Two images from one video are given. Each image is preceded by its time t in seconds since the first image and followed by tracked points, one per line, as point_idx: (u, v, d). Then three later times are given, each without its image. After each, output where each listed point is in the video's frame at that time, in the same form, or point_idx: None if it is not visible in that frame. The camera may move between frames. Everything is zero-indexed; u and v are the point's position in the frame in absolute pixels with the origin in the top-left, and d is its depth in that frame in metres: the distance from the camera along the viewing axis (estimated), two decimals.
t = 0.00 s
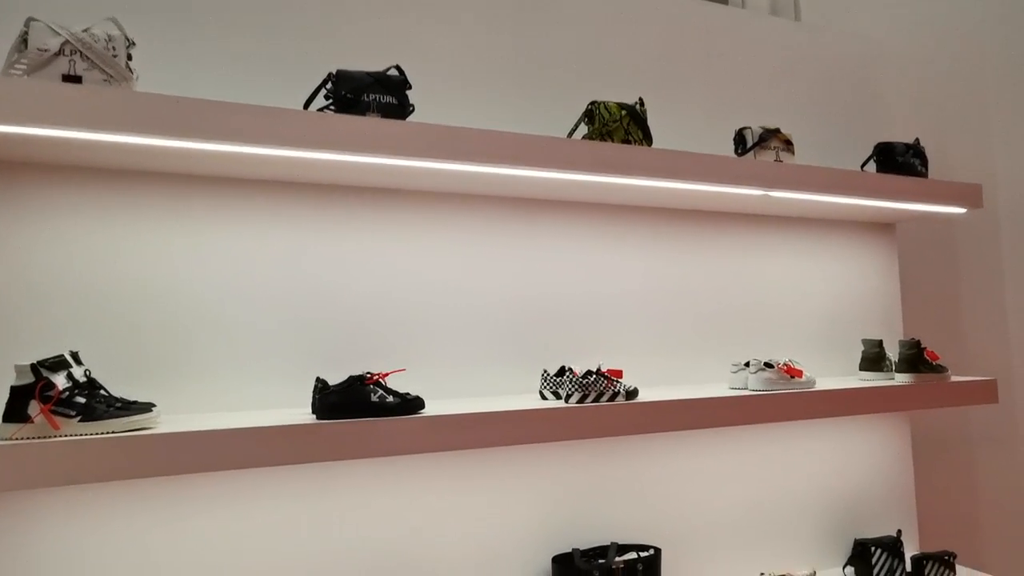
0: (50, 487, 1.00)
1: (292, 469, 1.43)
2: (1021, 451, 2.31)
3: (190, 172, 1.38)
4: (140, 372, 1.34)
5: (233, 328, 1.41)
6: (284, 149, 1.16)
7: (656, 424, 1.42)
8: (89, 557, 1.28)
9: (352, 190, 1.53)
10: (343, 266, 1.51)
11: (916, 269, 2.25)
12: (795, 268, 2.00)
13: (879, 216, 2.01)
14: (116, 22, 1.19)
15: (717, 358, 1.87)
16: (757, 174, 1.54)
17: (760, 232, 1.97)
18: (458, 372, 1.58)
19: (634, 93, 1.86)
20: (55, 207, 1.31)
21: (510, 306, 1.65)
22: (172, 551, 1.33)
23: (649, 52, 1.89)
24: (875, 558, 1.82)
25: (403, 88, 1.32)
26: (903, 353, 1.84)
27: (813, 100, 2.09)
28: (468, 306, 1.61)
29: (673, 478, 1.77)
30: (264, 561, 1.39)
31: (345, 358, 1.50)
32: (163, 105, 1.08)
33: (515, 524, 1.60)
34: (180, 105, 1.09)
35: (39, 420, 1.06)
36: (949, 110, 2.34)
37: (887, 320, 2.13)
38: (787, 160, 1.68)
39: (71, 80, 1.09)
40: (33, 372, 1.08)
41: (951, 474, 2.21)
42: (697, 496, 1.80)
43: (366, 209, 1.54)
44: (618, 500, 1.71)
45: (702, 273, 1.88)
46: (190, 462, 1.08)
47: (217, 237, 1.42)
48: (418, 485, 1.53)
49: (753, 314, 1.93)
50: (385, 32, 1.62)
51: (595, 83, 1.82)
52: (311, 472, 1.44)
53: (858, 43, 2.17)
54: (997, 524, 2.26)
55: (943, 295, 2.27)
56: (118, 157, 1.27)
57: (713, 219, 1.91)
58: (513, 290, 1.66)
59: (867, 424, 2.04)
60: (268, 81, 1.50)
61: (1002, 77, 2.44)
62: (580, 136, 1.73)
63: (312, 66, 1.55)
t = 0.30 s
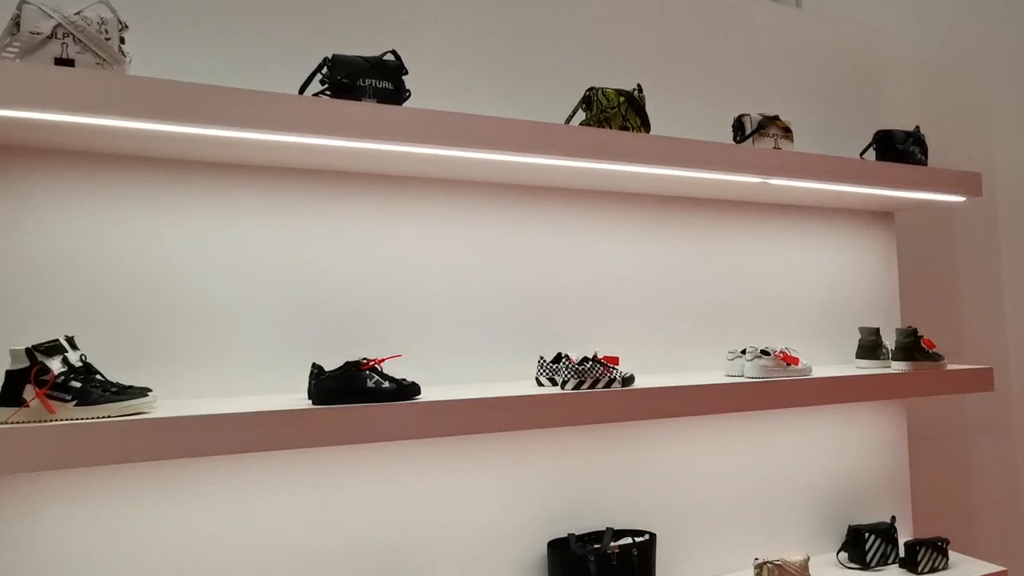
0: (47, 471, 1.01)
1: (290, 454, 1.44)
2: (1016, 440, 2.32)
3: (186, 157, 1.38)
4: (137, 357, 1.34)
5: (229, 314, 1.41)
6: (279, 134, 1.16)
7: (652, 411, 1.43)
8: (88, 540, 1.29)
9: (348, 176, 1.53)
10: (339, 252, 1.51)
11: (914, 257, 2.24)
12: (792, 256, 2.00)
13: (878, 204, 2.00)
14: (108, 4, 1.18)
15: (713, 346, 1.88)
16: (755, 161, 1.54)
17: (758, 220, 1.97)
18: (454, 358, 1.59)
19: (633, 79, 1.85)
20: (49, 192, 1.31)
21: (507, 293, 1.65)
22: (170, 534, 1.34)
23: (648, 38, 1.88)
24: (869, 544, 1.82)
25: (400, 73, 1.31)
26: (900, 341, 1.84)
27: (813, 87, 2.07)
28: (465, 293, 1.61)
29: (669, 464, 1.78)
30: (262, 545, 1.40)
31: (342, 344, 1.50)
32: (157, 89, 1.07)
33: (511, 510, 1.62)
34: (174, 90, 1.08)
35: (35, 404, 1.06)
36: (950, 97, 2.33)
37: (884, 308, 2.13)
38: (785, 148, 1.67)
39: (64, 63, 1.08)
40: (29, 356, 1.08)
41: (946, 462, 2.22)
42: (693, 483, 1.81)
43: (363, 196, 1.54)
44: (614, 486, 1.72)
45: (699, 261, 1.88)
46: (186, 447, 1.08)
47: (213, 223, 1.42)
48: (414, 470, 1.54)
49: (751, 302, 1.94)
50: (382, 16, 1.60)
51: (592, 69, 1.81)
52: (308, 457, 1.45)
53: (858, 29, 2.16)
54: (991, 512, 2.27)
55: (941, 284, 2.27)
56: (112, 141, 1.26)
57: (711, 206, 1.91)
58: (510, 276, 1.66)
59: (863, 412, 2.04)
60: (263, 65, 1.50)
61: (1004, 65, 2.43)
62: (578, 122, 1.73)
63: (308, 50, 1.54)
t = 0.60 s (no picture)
0: (44, 453, 1.01)
1: (287, 437, 1.45)
2: (1011, 428, 2.33)
3: (181, 140, 1.37)
4: (134, 341, 1.35)
5: (225, 298, 1.41)
6: (274, 117, 1.15)
7: (647, 397, 1.43)
8: (86, 521, 1.30)
9: (344, 160, 1.52)
10: (336, 237, 1.51)
11: (913, 245, 2.24)
12: (791, 244, 2.00)
13: (877, 192, 1.99)
14: None
15: (710, 332, 1.88)
16: (754, 148, 1.53)
17: (757, 207, 1.96)
18: (451, 343, 1.59)
19: (631, 64, 1.84)
20: (43, 175, 1.30)
21: (504, 279, 1.65)
22: (168, 517, 1.35)
23: (647, 22, 1.87)
24: (863, 530, 1.84)
25: (396, 57, 1.31)
26: (897, 329, 1.84)
27: (813, 73, 2.06)
28: (462, 278, 1.61)
29: (664, 451, 1.79)
30: (258, 528, 1.42)
31: (339, 329, 1.50)
32: (151, 71, 1.06)
33: (506, 494, 1.62)
34: (168, 72, 1.07)
35: (32, 386, 1.07)
36: (951, 84, 2.32)
37: (882, 296, 2.13)
38: (784, 134, 1.66)
39: (58, 45, 1.08)
40: (25, 339, 1.09)
41: (941, 450, 2.23)
42: (688, 468, 1.82)
43: (359, 180, 1.53)
44: (610, 471, 1.73)
45: (697, 248, 1.87)
46: (183, 430, 1.09)
47: (209, 207, 1.41)
48: (410, 455, 1.54)
49: (748, 289, 1.94)
50: None
51: (591, 54, 1.80)
52: (304, 441, 1.46)
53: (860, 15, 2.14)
54: (986, 499, 2.29)
55: (939, 272, 2.27)
56: (107, 124, 1.26)
57: (709, 193, 1.90)
58: (506, 262, 1.66)
59: (860, 399, 2.05)
60: (259, 48, 1.49)
61: (1006, 51, 2.41)
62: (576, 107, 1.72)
63: (304, 33, 1.53)
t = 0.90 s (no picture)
0: (43, 433, 1.02)
1: (285, 420, 1.45)
2: (1010, 415, 2.33)
3: (178, 121, 1.37)
4: (132, 323, 1.35)
5: (223, 281, 1.41)
6: (271, 99, 1.14)
7: (646, 382, 1.43)
8: (86, 501, 1.31)
9: (343, 143, 1.52)
10: (335, 220, 1.51)
11: (915, 232, 2.23)
12: (792, 229, 1.99)
13: (880, 177, 1.98)
14: None
15: (710, 318, 1.88)
16: (755, 132, 1.52)
17: (758, 192, 1.95)
18: (450, 327, 1.59)
19: (633, 46, 1.82)
20: (40, 156, 1.30)
21: (503, 263, 1.65)
22: (167, 497, 1.36)
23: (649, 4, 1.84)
24: (860, 515, 1.85)
25: (395, 38, 1.29)
26: (898, 315, 1.84)
27: (817, 56, 2.04)
28: (461, 262, 1.61)
29: (662, 435, 1.80)
30: (257, 509, 1.42)
31: (338, 312, 1.51)
32: (146, 51, 1.06)
33: (504, 477, 1.63)
34: (164, 52, 1.06)
35: (31, 366, 1.07)
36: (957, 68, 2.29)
37: (883, 282, 2.13)
38: (786, 118, 1.64)
39: (53, 24, 1.07)
40: (24, 320, 1.09)
41: (940, 436, 2.23)
42: (686, 453, 1.82)
43: (358, 163, 1.53)
44: (608, 455, 1.73)
45: (697, 232, 1.87)
46: (181, 411, 1.09)
47: (207, 189, 1.41)
48: (409, 437, 1.55)
49: (748, 274, 1.93)
50: None
51: (592, 36, 1.79)
52: (302, 423, 1.47)
53: None
54: (984, 485, 2.29)
55: (941, 258, 2.26)
56: (102, 105, 1.25)
57: (709, 178, 1.89)
58: (505, 246, 1.66)
59: (859, 385, 2.05)
60: (256, 28, 1.47)
61: (1013, 36, 2.39)
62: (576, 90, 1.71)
63: (303, 13, 1.51)
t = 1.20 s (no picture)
0: (49, 415, 1.03)
1: (289, 405, 1.46)
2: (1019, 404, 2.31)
3: (182, 106, 1.36)
4: (137, 307, 1.36)
5: (227, 266, 1.42)
6: (274, 83, 1.14)
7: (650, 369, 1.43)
8: (93, 483, 1.32)
9: (347, 128, 1.51)
10: (339, 206, 1.50)
11: (926, 220, 2.20)
12: (800, 217, 1.97)
13: (890, 164, 1.96)
14: None
15: (715, 305, 1.87)
16: (763, 117, 1.50)
17: (766, 179, 1.93)
18: (454, 313, 1.59)
19: (640, 30, 1.80)
20: (45, 140, 1.30)
21: (508, 249, 1.65)
22: (173, 480, 1.38)
23: None
24: (865, 503, 1.84)
25: (400, 21, 1.28)
26: (907, 304, 1.82)
27: (827, 41, 2.01)
28: (465, 248, 1.61)
29: (667, 423, 1.80)
30: (262, 493, 1.44)
31: (342, 297, 1.51)
32: (149, 34, 1.05)
33: (508, 464, 1.64)
34: (166, 35, 1.06)
35: (38, 350, 1.08)
36: (971, 54, 2.25)
37: (892, 271, 2.11)
38: (795, 104, 1.62)
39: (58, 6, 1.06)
40: (31, 304, 1.09)
41: (946, 426, 2.22)
42: (691, 441, 1.82)
43: (362, 148, 1.52)
44: (612, 443, 1.74)
45: (703, 219, 1.85)
46: (185, 396, 1.10)
47: (210, 174, 1.41)
48: (413, 423, 1.56)
49: (755, 262, 1.92)
50: None
51: (599, 20, 1.77)
52: (306, 408, 1.47)
53: None
54: (991, 475, 2.28)
55: (952, 246, 2.23)
56: (106, 89, 1.25)
57: (717, 164, 1.87)
58: (510, 232, 1.65)
59: (865, 374, 2.04)
60: (260, 12, 1.46)
61: None
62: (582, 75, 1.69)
63: None
